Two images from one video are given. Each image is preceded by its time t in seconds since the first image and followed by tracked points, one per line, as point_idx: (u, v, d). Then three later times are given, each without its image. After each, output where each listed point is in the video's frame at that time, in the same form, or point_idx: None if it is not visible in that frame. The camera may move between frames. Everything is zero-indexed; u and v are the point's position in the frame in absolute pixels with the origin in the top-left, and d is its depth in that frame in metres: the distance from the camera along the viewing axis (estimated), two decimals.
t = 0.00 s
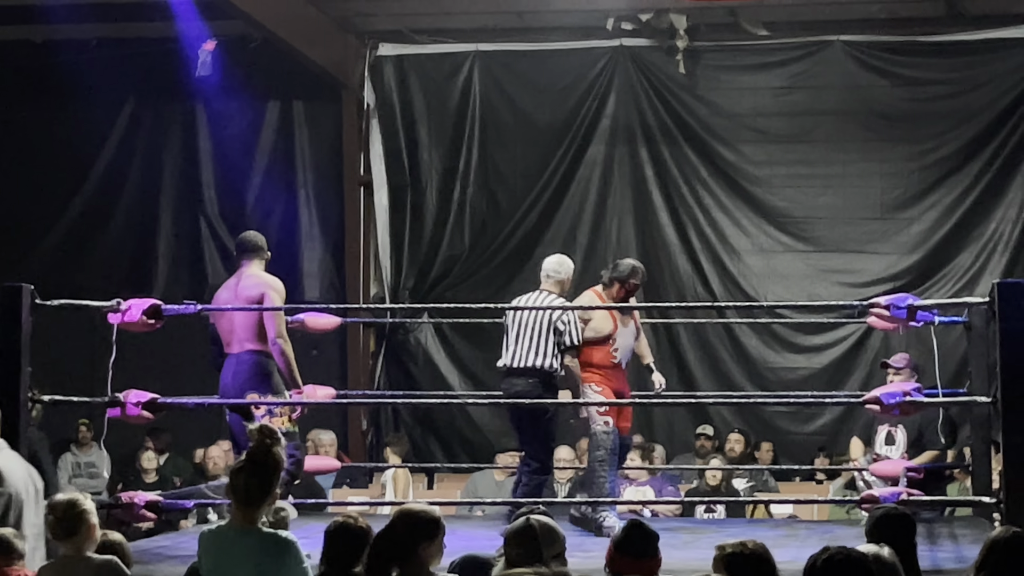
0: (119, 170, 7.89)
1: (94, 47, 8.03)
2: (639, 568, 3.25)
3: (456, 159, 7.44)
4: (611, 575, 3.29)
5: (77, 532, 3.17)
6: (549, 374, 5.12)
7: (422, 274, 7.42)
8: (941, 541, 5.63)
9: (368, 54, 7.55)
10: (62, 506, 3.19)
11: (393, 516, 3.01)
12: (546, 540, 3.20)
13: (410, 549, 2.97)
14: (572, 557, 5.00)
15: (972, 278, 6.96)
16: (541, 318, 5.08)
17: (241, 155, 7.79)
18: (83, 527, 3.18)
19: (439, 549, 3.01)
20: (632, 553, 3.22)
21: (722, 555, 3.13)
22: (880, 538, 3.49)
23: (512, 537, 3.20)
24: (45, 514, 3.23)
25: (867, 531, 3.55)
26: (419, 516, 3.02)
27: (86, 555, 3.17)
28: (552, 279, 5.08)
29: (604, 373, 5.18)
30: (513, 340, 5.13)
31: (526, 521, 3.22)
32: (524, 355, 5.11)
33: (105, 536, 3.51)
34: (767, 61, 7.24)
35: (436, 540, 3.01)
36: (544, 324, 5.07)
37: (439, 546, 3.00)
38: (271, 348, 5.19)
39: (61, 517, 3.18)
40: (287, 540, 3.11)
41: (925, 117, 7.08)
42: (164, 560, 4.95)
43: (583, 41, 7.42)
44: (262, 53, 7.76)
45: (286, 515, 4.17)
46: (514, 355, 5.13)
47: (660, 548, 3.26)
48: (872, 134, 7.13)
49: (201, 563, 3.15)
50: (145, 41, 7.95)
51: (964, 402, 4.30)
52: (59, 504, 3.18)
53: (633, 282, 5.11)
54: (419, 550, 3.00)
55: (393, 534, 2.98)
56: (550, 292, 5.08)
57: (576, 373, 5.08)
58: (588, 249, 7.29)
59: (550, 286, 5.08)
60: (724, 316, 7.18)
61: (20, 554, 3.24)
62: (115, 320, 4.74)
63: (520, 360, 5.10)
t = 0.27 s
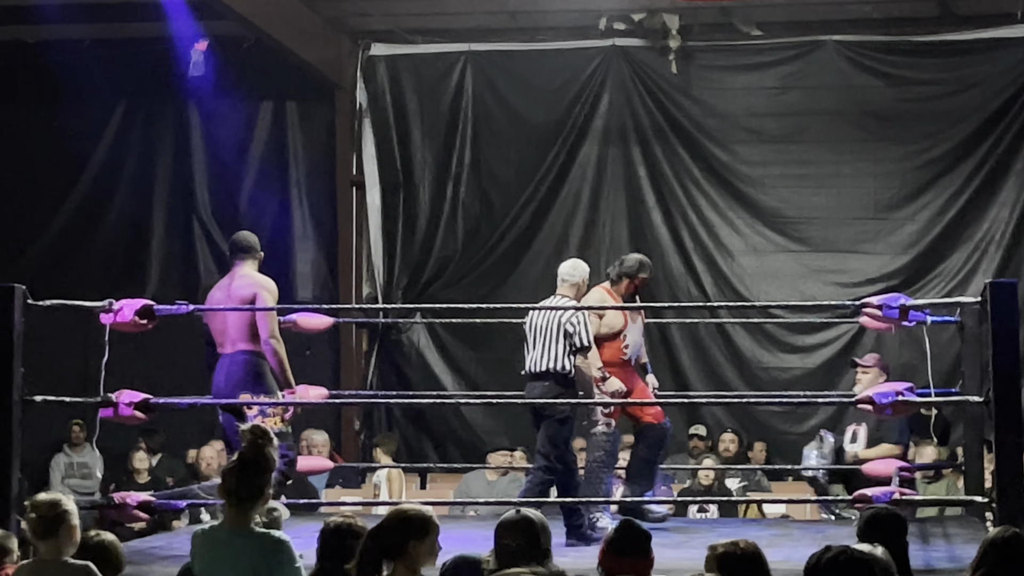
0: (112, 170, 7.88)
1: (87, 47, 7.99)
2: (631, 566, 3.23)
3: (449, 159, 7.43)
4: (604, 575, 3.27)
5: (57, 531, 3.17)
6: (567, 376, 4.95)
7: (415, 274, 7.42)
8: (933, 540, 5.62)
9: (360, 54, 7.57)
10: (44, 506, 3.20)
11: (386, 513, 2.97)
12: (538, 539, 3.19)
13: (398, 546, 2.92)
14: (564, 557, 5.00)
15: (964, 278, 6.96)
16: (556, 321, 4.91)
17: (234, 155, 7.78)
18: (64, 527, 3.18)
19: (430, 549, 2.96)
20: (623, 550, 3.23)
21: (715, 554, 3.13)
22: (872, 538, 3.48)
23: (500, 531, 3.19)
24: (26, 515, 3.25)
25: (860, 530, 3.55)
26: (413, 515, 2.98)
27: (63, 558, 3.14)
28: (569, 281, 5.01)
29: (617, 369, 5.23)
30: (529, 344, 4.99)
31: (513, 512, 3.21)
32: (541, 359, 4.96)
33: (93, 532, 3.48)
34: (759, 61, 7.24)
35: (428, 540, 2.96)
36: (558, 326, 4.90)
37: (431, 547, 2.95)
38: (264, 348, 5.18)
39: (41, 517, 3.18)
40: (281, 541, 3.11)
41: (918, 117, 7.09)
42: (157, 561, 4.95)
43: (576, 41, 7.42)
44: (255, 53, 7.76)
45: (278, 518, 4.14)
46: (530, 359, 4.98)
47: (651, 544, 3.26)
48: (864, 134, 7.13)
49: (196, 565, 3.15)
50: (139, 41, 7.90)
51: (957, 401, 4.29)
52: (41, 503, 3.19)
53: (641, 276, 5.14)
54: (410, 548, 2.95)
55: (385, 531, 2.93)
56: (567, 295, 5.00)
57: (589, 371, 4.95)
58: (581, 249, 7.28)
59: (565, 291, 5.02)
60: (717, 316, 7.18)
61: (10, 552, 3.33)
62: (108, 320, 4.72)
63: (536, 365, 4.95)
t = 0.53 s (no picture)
0: (103, 169, 7.87)
1: (77, 45, 7.96)
2: (619, 564, 3.21)
3: (440, 157, 7.43)
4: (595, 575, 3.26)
5: (39, 531, 3.17)
6: (583, 368, 5.06)
7: (407, 272, 7.42)
8: (925, 538, 5.62)
9: (351, 53, 7.57)
10: (27, 505, 3.20)
11: (380, 515, 2.93)
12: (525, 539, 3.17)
13: (392, 545, 2.88)
14: (555, 556, 5.00)
15: (956, 275, 6.95)
16: (571, 315, 5.04)
17: (225, 154, 7.78)
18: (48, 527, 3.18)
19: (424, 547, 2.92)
20: (612, 550, 3.22)
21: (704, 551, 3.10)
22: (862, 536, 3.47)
23: (483, 530, 3.17)
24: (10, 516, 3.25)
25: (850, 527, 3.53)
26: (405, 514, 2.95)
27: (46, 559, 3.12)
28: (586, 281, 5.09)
29: (625, 366, 5.33)
30: (548, 340, 5.11)
31: (493, 511, 3.18)
32: (559, 353, 5.07)
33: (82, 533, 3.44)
34: (750, 59, 7.24)
35: (421, 538, 2.92)
36: (574, 321, 5.02)
37: (425, 545, 2.92)
38: (256, 346, 5.18)
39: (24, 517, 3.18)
40: (273, 540, 3.12)
41: (909, 115, 7.09)
42: (147, 560, 4.94)
43: (567, 39, 7.43)
44: (246, 52, 7.75)
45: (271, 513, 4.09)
46: (548, 354, 5.10)
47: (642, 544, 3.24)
48: (855, 132, 7.14)
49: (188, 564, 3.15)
50: (131, 40, 7.90)
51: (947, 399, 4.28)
52: (23, 502, 3.19)
53: (656, 274, 5.15)
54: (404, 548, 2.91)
55: (379, 533, 2.90)
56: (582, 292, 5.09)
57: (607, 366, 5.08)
58: (573, 246, 7.29)
59: (583, 286, 5.10)
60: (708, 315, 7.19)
61: None
62: (98, 319, 4.71)
63: (554, 358, 5.07)
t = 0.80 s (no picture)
0: (94, 166, 7.87)
1: (67, 43, 7.94)
2: (608, 562, 3.22)
3: (431, 155, 7.43)
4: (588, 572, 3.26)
5: (32, 528, 3.16)
6: (604, 365, 4.95)
7: (398, 269, 7.41)
8: (916, 534, 5.61)
9: (342, 50, 7.57)
10: (21, 503, 3.20)
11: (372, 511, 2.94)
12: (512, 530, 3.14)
13: (380, 544, 2.90)
14: (547, 553, 4.98)
15: (947, 272, 6.95)
16: (593, 311, 4.93)
17: (216, 151, 7.77)
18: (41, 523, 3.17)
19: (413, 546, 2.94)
20: (604, 547, 3.22)
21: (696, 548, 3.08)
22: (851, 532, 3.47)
23: (468, 526, 3.13)
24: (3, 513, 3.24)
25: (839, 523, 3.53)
26: (397, 512, 2.95)
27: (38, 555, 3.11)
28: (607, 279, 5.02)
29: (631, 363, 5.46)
30: (567, 335, 4.98)
31: (479, 505, 3.14)
32: (579, 348, 4.94)
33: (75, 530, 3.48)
34: (741, 55, 7.24)
35: (410, 537, 2.94)
36: (599, 315, 4.91)
37: (414, 544, 2.93)
38: (250, 343, 5.16)
39: (17, 514, 3.17)
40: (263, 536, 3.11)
41: (900, 111, 7.09)
42: (138, 557, 4.93)
43: (558, 36, 7.44)
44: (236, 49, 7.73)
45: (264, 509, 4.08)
46: (569, 348, 4.96)
47: (632, 541, 3.23)
48: (846, 129, 7.14)
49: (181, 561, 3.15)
50: (120, 38, 7.85)
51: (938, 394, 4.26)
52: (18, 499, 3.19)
53: (661, 267, 5.31)
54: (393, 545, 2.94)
55: (369, 530, 2.92)
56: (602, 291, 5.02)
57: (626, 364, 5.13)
58: (564, 243, 7.28)
59: (602, 284, 5.03)
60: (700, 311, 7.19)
61: None
62: (89, 316, 4.69)
63: (575, 353, 4.93)
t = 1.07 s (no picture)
0: (86, 164, 7.86)
1: (59, 41, 7.80)
2: (603, 559, 3.23)
3: (424, 152, 7.43)
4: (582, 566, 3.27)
5: (35, 526, 3.10)
6: (620, 361, 4.93)
7: (391, 266, 7.41)
8: (909, 530, 5.61)
9: (335, 46, 7.61)
10: (25, 500, 3.13)
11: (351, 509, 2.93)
12: (504, 524, 3.09)
13: (356, 543, 2.90)
14: (539, 549, 4.97)
15: (940, 267, 6.96)
16: (609, 308, 4.90)
17: (209, 148, 7.77)
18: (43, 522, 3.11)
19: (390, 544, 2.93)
20: (599, 543, 3.22)
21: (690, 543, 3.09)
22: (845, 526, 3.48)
23: (461, 522, 3.09)
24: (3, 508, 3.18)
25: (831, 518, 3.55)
26: (376, 509, 2.94)
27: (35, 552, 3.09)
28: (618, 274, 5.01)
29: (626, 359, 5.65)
30: (581, 330, 4.93)
31: (471, 502, 3.10)
32: (595, 344, 4.91)
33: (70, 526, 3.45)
34: (733, 52, 7.24)
35: (388, 535, 2.93)
36: (616, 311, 4.90)
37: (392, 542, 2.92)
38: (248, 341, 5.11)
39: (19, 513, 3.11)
40: (259, 535, 3.09)
41: (892, 107, 7.10)
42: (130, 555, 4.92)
43: (550, 33, 7.44)
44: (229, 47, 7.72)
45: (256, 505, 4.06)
46: (587, 343, 4.91)
47: (628, 537, 3.23)
48: (838, 125, 7.15)
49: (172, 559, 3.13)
50: (107, 36, 7.71)
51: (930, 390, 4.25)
52: (21, 496, 3.12)
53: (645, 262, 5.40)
54: (371, 543, 2.93)
55: (347, 528, 2.91)
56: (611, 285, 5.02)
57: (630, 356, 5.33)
58: (557, 239, 7.29)
59: (613, 280, 5.01)
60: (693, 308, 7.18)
61: None
62: (82, 314, 4.68)
63: (591, 349, 4.90)
